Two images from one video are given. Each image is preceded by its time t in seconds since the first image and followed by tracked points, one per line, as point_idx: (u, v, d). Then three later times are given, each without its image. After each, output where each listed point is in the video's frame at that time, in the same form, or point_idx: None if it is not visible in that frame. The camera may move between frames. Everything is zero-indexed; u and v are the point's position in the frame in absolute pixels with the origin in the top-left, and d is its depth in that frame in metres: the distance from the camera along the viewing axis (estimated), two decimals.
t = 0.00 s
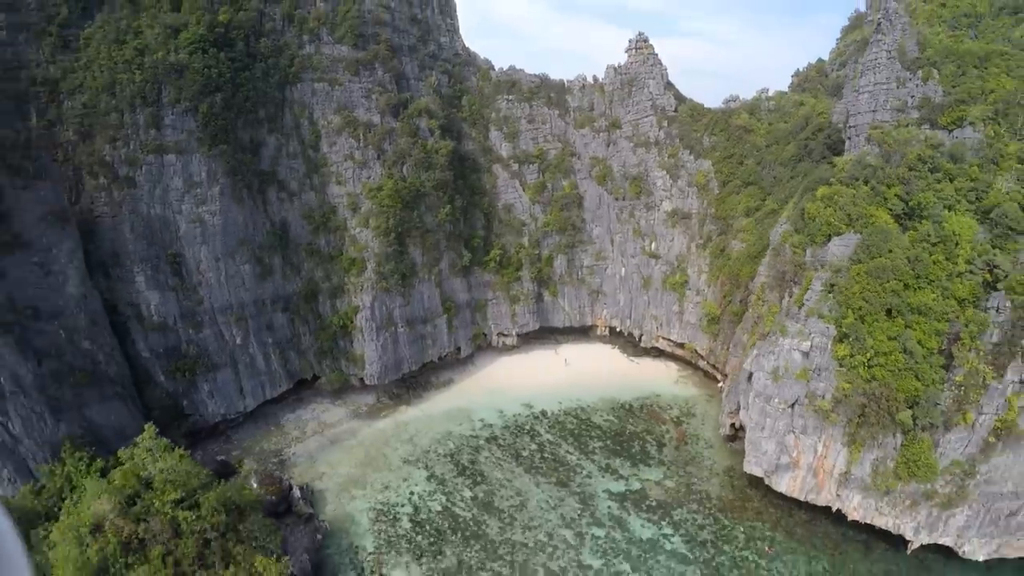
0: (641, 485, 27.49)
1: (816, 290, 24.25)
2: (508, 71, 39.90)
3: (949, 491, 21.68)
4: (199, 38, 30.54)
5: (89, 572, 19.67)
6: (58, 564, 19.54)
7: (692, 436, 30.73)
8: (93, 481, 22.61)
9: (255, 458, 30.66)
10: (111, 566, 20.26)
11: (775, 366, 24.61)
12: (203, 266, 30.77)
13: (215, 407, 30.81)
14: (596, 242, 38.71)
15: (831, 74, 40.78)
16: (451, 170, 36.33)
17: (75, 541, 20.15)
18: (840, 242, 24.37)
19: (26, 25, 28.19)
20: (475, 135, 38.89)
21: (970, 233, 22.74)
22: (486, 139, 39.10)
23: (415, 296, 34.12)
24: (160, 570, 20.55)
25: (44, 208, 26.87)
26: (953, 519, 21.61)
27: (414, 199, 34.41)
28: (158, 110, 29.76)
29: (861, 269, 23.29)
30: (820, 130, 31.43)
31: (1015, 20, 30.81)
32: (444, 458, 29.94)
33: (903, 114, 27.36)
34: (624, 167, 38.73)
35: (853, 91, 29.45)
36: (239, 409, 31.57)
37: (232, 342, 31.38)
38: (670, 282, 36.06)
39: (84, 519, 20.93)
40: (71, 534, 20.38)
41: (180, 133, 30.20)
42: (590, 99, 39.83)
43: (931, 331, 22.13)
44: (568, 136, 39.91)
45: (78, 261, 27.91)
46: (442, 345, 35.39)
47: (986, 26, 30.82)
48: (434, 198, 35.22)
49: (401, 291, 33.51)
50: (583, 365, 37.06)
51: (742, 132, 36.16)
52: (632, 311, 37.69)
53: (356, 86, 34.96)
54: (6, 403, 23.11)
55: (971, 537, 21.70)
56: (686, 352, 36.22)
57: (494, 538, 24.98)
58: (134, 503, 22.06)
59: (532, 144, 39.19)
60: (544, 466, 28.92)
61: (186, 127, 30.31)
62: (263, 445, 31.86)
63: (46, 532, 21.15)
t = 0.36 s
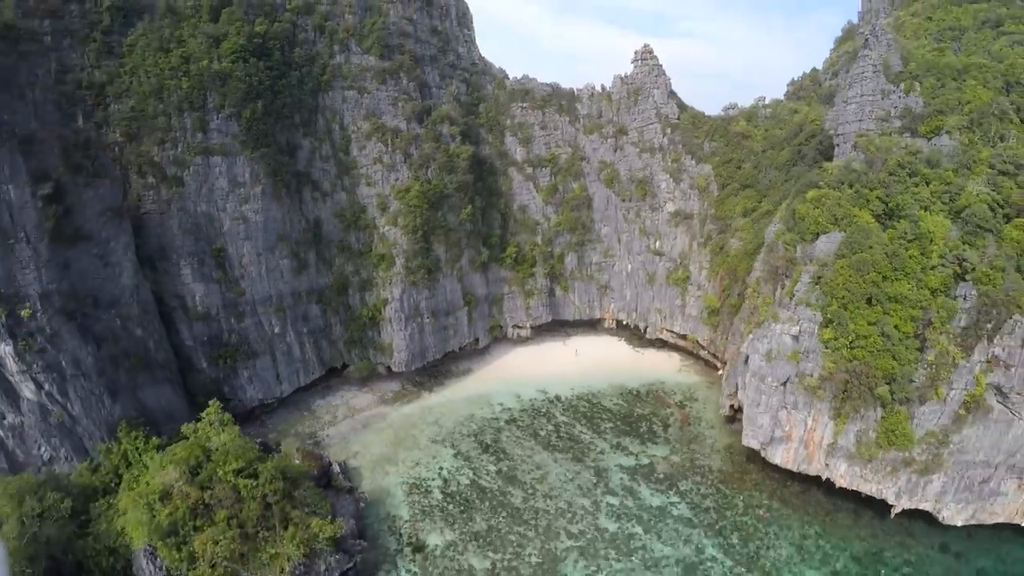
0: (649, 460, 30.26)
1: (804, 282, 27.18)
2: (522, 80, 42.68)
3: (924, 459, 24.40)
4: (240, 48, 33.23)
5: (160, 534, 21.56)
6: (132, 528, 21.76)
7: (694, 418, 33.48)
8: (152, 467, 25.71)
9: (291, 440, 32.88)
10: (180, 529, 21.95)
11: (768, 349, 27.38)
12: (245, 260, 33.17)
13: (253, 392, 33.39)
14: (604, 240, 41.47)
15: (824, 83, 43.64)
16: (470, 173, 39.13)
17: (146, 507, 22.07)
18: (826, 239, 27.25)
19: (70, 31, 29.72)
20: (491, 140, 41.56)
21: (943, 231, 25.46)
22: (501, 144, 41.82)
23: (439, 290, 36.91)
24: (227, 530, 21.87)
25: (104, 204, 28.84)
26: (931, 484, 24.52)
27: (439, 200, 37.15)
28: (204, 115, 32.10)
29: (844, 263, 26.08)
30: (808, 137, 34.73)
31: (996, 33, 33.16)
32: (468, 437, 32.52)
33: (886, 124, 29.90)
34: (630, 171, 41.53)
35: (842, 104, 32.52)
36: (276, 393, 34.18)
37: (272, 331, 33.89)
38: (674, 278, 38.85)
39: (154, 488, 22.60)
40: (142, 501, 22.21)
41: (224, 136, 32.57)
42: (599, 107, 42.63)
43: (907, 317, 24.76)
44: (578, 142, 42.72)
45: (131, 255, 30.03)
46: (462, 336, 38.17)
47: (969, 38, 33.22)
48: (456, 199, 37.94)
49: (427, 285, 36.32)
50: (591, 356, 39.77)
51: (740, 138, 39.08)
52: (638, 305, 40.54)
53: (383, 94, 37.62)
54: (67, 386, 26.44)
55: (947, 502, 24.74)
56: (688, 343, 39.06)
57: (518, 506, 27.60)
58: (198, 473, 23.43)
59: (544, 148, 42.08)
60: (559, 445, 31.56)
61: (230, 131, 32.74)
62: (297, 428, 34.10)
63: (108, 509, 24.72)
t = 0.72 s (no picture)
0: (657, 436, 33.39)
1: (795, 274, 30.48)
2: (536, 89, 45.95)
3: (903, 430, 27.49)
4: (281, 58, 35.87)
5: (233, 493, 23.59)
6: (205, 492, 23.81)
7: (698, 400, 36.59)
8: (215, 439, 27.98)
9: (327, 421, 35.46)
10: (249, 491, 24.05)
11: (763, 334, 30.89)
12: (287, 254, 35.96)
13: (293, 377, 35.85)
14: (613, 238, 44.61)
15: (818, 92, 46.87)
16: (490, 176, 42.28)
17: (216, 473, 24.14)
18: (814, 236, 30.76)
19: (117, 37, 31.99)
20: (508, 145, 44.63)
21: (919, 228, 28.67)
22: (517, 149, 44.94)
23: (463, 284, 40.17)
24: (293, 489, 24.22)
25: (162, 200, 31.87)
26: (911, 453, 27.53)
27: (463, 200, 40.30)
28: (251, 120, 34.89)
29: (831, 258, 29.37)
30: (801, 143, 37.81)
31: (977, 46, 36.24)
32: (492, 417, 35.56)
33: (871, 132, 33.48)
34: (638, 174, 44.76)
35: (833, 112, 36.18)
36: (313, 378, 36.77)
37: (311, 320, 36.60)
38: (678, 274, 41.97)
39: (222, 455, 24.74)
40: (212, 466, 24.37)
41: (269, 140, 35.38)
42: (607, 115, 46.00)
43: (886, 304, 28.01)
44: (588, 147, 46.02)
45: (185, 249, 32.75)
46: (482, 327, 41.31)
47: (952, 52, 36.22)
48: (478, 199, 40.99)
49: (452, 279, 39.55)
50: (601, 345, 42.88)
51: (738, 143, 42.37)
52: (644, 298, 43.64)
53: (411, 102, 40.70)
54: (130, 367, 29.01)
55: (926, 469, 27.68)
56: (690, 334, 42.23)
57: (542, 475, 30.68)
58: (260, 443, 25.95)
59: (557, 152, 45.34)
60: (576, 424, 34.62)
61: (274, 135, 35.47)
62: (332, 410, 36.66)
63: (172, 479, 27.39)
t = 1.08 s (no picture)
0: (665, 415, 36.56)
1: (789, 267, 33.94)
2: (548, 96, 49.28)
3: (887, 405, 30.60)
4: (318, 66, 38.89)
5: (295, 459, 26.32)
6: (270, 458, 26.53)
7: (701, 384, 39.75)
8: (270, 413, 30.72)
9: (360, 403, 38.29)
10: (309, 457, 26.77)
11: (758, 321, 34.35)
12: (325, 249, 38.88)
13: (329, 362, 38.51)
14: (620, 237, 47.90)
15: (813, 99, 50.15)
16: (507, 178, 45.50)
17: (279, 441, 26.99)
18: (805, 234, 34.40)
19: (162, 43, 34.11)
20: (523, 149, 47.88)
21: (901, 226, 31.81)
22: (532, 152, 48.28)
23: (483, 278, 43.39)
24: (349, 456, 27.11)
25: (214, 196, 34.36)
26: (894, 426, 30.65)
27: (484, 199, 43.50)
28: (293, 124, 37.76)
29: (820, 252, 32.84)
30: (797, 147, 40.90)
31: (961, 57, 39.05)
32: (512, 399, 38.66)
33: (859, 138, 36.97)
34: (644, 176, 48.08)
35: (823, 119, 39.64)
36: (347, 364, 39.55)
37: (346, 309, 39.49)
38: (681, 269, 45.22)
39: (283, 425, 27.51)
40: (275, 436, 27.19)
41: (309, 142, 38.25)
42: (615, 121, 49.37)
43: (869, 293, 31.25)
44: (597, 150, 49.19)
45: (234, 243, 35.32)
46: (501, 318, 44.52)
47: (938, 63, 39.28)
48: (496, 199, 44.21)
49: (474, 272, 42.81)
50: (610, 335, 46.03)
51: (737, 148, 45.70)
52: (650, 292, 46.79)
53: (435, 108, 43.90)
54: (188, 349, 31.25)
55: (908, 442, 30.72)
56: (692, 325, 45.41)
57: (563, 448, 33.79)
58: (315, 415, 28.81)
59: (568, 155, 48.68)
60: (590, 404, 37.74)
61: (314, 138, 38.39)
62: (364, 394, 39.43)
63: (227, 451, 29.95)
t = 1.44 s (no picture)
0: (671, 398, 39.96)
1: (782, 262, 37.68)
2: (559, 104, 52.83)
3: (872, 385, 33.99)
4: (352, 76, 42.20)
5: (349, 429, 29.62)
6: (326, 432, 29.99)
7: (704, 371, 43.15)
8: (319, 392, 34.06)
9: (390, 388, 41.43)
10: (360, 428, 30.12)
11: (755, 310, 37.84)
12: (359, 245, 42.10)
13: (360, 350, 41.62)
14: (626, 236, 51.01)
15: (807, 106, 53.73)
16: (523, 180, 49.00)
17: (333, 416, 30.51)
18: (796, 232, 38.12)
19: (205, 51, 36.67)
20: (536, 154, 51.42)
21: (883, 225, 35.41)
22: (544, 157, 51.83)
23: (503, 273, 46.81)
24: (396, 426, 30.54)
25: (264, 196, 37.61)
26: (878, 403, 34.08)
27: (502, 200, 47.03)
28: (330, 130, 41.14)
29: (811, 248, 36.49)
30: (791, 153, 44.42)
31: (944, 68, 42.50)
32: (530, 384, 42.02)
33: (847, 145, 40.47)
34: (649, 179, 51.69)
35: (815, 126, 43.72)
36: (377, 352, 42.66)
37: (377, 301, 42.74)
38: (683, 265, 48.81)
39: (336, 400, 31.04)
40: (329, 411, 30.72)
41: (344, 147, 41.65)
42: (621, 127, 53.03)
43: (854, 284, 34.81)
44: (605, 155, 52.79)
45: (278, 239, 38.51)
46: (518, 310, 47.98)
47: (922, 74, 42.60)
48: (512, 200, 47.68)
49: (495, 268, 46.25)
50: (617, 327, 49.43)
51: (735, 153, 49.37)
52: (654, 287, 50.23)
53: (457, 115, 47.36)
54: (241, 334, 34.24)
55: (892, 418, 34.16)
56: (693, 318, 48.83)
57: (580, 426, 37.17)
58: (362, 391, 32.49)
59: (579, 159, 52.16)
60: (602, 388, 41.11)
61: (349, 143, 41.86)
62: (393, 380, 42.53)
63: (277, 427, 32.76)
